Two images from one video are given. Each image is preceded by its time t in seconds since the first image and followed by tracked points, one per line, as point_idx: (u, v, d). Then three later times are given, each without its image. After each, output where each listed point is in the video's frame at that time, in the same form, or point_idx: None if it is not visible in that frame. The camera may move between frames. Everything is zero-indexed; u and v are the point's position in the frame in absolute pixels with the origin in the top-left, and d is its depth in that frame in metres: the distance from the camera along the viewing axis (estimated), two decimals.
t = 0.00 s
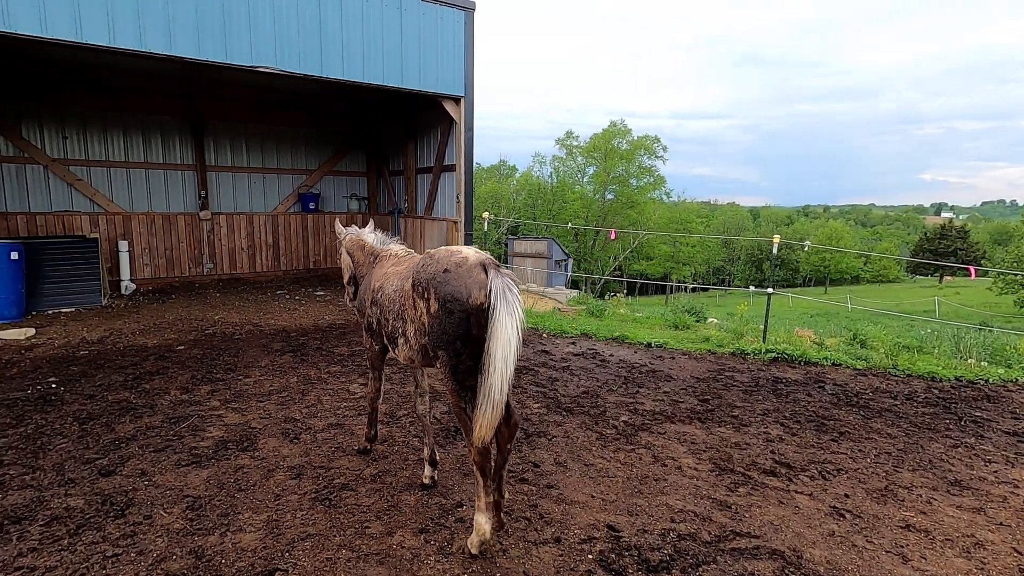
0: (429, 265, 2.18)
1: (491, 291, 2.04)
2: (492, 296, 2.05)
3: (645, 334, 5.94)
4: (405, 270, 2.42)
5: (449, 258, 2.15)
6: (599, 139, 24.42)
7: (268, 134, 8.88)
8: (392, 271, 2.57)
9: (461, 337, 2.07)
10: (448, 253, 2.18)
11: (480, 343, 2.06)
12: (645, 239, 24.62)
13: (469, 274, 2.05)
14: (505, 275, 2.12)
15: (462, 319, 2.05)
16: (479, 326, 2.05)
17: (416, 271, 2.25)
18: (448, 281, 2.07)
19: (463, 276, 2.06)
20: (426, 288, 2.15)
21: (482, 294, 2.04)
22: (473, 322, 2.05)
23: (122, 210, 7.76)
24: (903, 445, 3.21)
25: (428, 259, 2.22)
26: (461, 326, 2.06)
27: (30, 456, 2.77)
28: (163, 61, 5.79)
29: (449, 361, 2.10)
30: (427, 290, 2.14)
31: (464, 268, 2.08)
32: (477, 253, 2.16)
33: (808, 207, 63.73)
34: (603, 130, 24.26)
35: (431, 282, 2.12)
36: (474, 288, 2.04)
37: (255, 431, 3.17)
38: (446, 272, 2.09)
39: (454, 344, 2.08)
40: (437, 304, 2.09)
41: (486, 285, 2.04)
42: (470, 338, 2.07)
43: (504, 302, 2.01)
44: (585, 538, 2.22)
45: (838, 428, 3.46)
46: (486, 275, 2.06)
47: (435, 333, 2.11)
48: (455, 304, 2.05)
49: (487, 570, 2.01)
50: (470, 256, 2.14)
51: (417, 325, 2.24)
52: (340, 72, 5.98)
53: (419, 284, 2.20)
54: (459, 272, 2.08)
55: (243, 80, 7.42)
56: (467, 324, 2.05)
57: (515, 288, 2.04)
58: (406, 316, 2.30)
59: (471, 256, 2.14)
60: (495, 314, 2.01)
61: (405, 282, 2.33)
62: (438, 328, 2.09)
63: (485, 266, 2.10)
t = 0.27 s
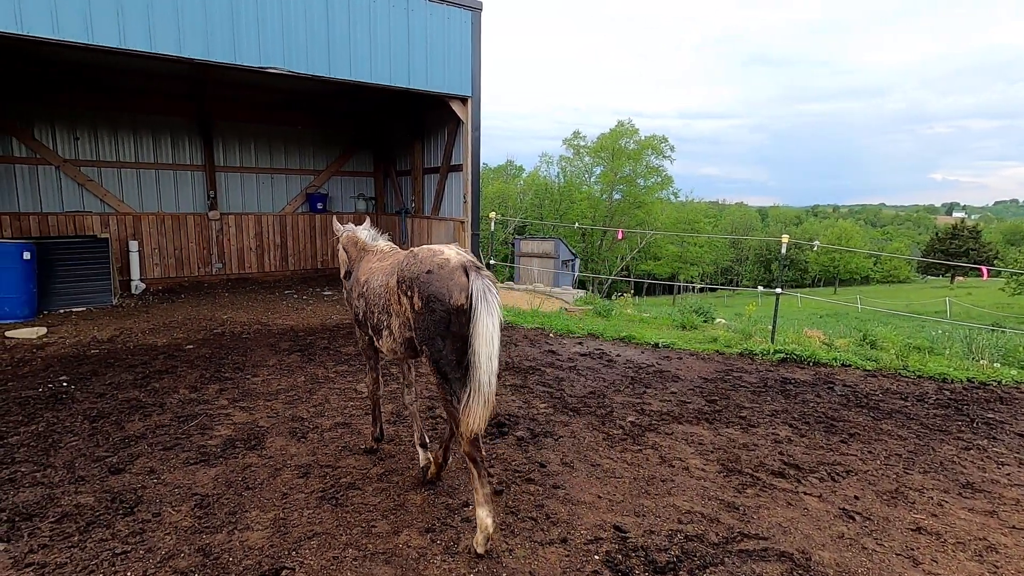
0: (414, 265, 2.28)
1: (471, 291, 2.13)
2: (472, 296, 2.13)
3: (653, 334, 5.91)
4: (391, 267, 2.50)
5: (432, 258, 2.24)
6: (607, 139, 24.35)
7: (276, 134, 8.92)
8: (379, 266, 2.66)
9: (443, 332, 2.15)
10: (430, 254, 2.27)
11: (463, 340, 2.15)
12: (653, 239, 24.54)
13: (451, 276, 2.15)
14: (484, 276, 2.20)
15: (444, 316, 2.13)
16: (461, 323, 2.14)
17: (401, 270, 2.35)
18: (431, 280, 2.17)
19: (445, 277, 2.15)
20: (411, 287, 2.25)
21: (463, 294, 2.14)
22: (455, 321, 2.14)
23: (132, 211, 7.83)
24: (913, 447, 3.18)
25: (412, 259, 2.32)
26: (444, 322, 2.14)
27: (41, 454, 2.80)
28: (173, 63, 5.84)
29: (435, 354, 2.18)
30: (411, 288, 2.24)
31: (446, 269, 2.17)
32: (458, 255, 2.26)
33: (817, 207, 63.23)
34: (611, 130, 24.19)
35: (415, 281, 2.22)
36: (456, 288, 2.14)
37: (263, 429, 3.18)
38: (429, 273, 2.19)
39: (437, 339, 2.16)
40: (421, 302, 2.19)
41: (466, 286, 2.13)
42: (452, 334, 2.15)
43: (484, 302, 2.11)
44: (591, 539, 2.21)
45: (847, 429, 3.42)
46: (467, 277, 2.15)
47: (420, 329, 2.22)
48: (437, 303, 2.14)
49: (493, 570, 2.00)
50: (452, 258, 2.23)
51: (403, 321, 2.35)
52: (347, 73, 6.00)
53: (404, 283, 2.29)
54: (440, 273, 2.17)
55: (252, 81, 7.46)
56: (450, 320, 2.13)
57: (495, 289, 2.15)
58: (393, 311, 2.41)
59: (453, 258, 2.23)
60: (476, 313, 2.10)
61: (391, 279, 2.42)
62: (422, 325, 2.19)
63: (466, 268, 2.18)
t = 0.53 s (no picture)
0: (409, 263, 2.39)
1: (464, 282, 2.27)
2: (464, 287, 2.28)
3: (664, 335, 5.88)
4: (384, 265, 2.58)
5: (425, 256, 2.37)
6: (616, 140, 24.26)
7: (288, 135, 9.00)
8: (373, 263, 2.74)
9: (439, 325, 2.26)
10: (423, 253, 2.40)
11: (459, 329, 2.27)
12: (662, 240, 24.44)
13: (445, 270, 2.28)
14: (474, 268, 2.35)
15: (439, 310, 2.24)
16: (457, 313, 2.26)
17: (396, 267, 2.47)
18: (426, 276, 2.29)
19: (439, 271, 2.28)
20: (405, 283, 2.35)
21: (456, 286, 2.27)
22: (450, 312, 2.25)
23: (147, 211, 7.92)
24: (930, 449, 3.13)
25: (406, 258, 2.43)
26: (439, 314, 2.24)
27: (59, 450, 2.84)
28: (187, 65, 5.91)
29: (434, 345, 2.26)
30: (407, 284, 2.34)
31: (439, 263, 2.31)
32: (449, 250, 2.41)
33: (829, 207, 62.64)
34: (621, 130, 24.11)
35: (411, 277, 2.33)
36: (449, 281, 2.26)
37: (276, 427, 3.21)
38: (424, 269, 2.31)
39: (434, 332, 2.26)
40: (416, 297, 2.30)
41: (459, 278, 2.27)
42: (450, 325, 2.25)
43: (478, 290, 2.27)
44: (604, 539, 2.20)
45: (862, 431, 3.38)
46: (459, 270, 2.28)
47: (417, 323, 2.32)
48: (433, 297, 2.26)
49: (506, 569, 2.00)
50: (443, 254, 2.36)
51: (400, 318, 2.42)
52: (359, 74, 6.04)
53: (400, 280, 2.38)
54: (434, 269, 2.30)
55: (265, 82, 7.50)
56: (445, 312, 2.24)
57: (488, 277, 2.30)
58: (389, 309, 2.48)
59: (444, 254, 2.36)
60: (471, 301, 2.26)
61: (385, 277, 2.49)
62: (419, 319, 2.30)
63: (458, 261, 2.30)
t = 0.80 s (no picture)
0: (403, 257, 2.60)
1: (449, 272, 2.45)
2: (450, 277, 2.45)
3: (675, 337, 5.86)
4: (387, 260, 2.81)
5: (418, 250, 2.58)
6: (628, 140, 24.14)
7: (302, 139, 9.09)
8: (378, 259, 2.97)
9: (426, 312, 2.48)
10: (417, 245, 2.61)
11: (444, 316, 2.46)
12: (674, 241, 24.30)
13: (433, 261, 2.48)
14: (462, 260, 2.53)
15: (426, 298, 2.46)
16: (443, 301, 2.45)
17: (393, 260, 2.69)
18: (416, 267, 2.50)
19: (426, 263, 2.48)
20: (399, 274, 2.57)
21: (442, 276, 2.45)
22: (436, 299, 2.45)
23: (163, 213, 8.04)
24: (947, 454, 3.09)
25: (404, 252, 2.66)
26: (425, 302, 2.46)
27: (78, 447, 2.89)
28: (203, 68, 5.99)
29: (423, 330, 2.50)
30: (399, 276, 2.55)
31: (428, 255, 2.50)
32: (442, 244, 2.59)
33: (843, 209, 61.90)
34: (632, 131, 24.00)
35: (403, 268, 2.54)
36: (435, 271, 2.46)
37: (290, 426, 3.25)
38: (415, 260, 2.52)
39: (421, 318, 2.49)
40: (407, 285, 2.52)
41: (445, 269, 2.45)
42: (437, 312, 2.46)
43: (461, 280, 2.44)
44: (616, 541, 2.19)
45: (877, 435, 3.34)
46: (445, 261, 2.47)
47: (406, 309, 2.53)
48: (420, 286, 2.46)
49: (517, 569, 2.01)
50: (435, 247, 2.55)
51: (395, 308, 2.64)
52: (372, 76, 6.09)
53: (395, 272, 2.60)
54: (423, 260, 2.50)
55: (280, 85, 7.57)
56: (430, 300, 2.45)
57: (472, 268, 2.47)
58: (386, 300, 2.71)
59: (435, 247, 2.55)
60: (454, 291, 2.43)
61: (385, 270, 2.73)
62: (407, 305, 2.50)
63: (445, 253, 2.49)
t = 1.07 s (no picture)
0: (399, 257, 2.85)
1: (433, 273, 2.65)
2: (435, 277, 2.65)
3: (683, 338, 5.84)
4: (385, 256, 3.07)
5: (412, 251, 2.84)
6: (635, 141, 24.07)
7: (310, 140, 9.13)
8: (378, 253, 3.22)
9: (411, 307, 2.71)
10: (412, 247, 2.86)
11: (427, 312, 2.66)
12: (681, 242, 24.22)
13: (421, 261, 2.71)
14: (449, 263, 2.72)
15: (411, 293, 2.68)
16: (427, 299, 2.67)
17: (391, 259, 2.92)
18: (406, 265, 2.76)
19: (415, 262, 2.72)
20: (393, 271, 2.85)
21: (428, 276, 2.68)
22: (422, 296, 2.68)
23: (174, 213, 8.12)
24: (959, 457, 3.05)
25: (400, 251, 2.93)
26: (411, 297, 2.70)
27: (92, 445, 2.93)
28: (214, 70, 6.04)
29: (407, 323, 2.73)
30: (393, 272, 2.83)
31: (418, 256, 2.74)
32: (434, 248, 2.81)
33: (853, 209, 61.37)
34: (640, 131, 23.93)
35: (397, 266, 2.80)
36: (422, 271, 2.69)
37: (299, 426, 3.27)
38: (406, 260, 2.77)
39: (406, 311, 2.73)
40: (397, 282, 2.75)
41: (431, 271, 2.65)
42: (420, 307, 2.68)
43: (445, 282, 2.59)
44: (624, 542, 2.19)
45: (888, 437, 3.31)
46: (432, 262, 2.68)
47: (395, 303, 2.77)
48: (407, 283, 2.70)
49: (525, 569, 2.01)
50: (427, 250, 2.78)
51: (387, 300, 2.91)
52: (380, 77, 6.11)
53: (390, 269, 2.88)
54: (413, 260, 2.76)
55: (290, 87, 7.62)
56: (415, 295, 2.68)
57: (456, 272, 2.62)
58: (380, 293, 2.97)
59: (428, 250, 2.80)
60: (438, 291, 2.59)
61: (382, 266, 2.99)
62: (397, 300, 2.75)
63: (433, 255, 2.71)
